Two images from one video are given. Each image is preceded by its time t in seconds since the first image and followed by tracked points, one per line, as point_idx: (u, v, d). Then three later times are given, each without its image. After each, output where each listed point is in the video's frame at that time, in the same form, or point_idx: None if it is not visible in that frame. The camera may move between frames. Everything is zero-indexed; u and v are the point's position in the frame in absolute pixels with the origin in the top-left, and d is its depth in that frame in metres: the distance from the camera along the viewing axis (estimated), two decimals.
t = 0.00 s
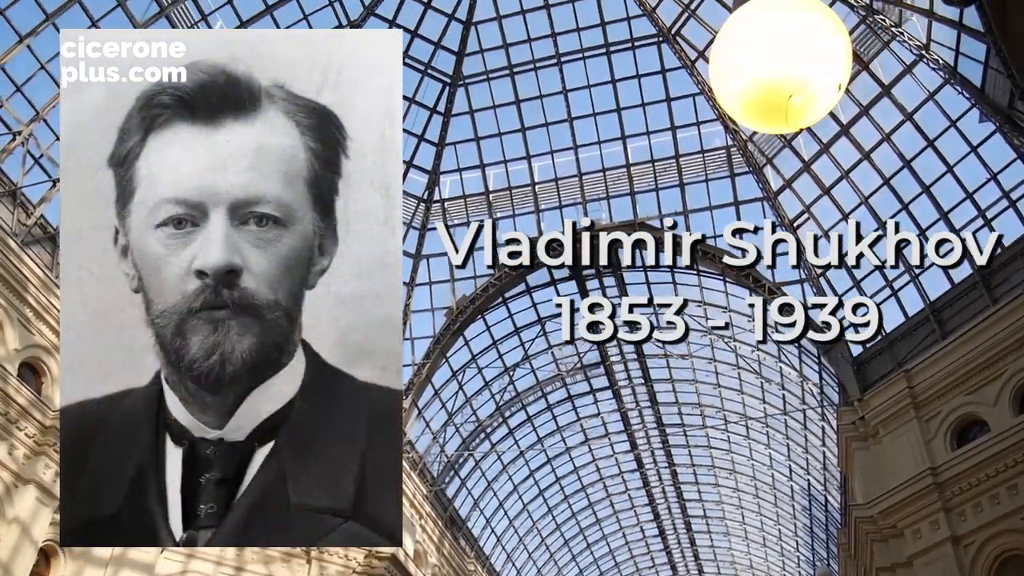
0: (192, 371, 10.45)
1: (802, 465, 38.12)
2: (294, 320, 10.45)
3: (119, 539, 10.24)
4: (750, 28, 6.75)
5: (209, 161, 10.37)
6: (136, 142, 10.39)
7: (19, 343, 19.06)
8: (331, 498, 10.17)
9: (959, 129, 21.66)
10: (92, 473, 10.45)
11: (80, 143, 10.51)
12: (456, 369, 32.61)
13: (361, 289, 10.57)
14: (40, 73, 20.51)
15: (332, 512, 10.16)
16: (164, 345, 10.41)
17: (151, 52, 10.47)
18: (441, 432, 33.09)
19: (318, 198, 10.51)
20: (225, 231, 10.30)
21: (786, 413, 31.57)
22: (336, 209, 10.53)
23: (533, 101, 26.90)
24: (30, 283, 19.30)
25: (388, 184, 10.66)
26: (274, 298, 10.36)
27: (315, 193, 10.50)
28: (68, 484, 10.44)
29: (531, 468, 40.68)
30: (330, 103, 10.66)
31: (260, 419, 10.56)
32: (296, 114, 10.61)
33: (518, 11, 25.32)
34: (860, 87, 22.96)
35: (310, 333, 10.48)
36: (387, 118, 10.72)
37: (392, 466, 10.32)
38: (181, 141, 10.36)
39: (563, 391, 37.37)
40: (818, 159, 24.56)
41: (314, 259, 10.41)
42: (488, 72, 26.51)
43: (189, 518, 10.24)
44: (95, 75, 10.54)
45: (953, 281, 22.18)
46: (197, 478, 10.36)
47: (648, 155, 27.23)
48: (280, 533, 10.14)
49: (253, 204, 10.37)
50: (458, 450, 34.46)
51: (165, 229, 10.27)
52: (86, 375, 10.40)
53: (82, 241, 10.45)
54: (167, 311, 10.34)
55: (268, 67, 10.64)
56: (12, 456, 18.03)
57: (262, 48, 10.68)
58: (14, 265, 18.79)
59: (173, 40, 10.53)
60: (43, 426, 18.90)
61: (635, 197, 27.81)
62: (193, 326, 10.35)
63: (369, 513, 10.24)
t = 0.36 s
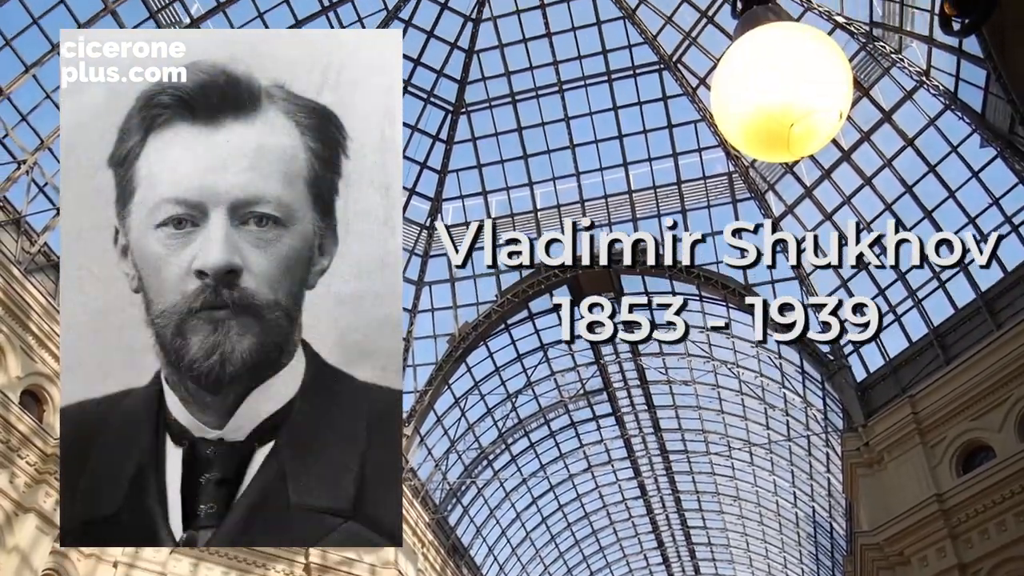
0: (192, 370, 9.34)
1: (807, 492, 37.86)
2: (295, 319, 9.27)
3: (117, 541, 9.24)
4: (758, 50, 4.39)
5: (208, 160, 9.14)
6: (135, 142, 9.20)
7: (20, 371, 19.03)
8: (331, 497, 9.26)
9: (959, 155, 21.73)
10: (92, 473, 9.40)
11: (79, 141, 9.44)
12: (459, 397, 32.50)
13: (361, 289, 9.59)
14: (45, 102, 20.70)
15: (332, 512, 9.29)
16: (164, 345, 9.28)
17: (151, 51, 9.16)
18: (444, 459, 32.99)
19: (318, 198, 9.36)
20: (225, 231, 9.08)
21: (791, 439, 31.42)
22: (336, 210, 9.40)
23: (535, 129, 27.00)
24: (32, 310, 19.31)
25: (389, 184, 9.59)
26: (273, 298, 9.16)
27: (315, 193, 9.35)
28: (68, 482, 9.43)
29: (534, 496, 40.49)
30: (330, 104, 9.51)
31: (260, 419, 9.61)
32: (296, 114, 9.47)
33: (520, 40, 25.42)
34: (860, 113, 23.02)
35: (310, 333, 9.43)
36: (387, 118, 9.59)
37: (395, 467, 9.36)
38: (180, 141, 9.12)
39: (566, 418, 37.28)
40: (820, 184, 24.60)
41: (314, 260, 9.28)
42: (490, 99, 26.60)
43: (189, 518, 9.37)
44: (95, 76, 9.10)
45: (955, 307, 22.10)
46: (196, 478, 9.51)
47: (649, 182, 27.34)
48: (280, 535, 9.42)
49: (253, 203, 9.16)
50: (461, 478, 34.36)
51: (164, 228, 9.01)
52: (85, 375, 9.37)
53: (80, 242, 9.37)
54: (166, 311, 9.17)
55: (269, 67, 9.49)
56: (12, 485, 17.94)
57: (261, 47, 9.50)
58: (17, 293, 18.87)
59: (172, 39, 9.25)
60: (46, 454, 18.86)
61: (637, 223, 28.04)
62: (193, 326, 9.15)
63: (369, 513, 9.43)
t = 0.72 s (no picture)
0: (192, 370, 8.96)
1: (813, 519, 37.60)
2: (295, 319, 8.95)
3: (117, 541, 8.79)
4: (759, 78, 4.21)
5: (208, 161, 8.86)
6: (136, 142, 8.91)
7: (24, 399, 18.98)
8: (331, 497, 8.73)
9: (963, 180, 21.71)
10: (92, 472, 8.93)
11: (80, 142, 9.07)
12: (462, 423, 32.36)
13: (361, 290, 9.16)
14: (51, 132, 20.89)
15: (332, 512, 8.74)
16: (164, 345, 8.95)
17: (151, 51, 8.82)
18: (447, 486, 32.79)
19: (318, 199, 9.06)
20: (225, 231, 8.82)
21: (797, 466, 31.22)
22: (336, 210, 9.08)
23: (538, 155, 26.80)
24: (37, 338, 19.33)
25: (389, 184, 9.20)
26: (274, 298, 8.87)
27: (316, 193, 9.06)
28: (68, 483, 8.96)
29: (538, 523, 40.23)
30: (330, 105, 9.15)
31: (260, 418, 9.03)
32: (296, 115, 9.13)
33: (523, 67, 25.47)
34: (861, 138, 23.09)
35: (310, 333, 9.02)
36: (387, 119, 9.21)
37: (397, 467, 8.85)
38: (181, 141, 8.85)
39: (570, 445, 37.02)
40: (823, 211, 24.68)
41: (314, 260, 8.99)
42: (494, 127, 26.54)
43: (189, 518, 8.88)
44: (95, 76, 8.84)
45: (960, 332, 22.16)
46: (196, 478, 8.92)
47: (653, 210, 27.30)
48: (281, 537, 8.73)
49: (253, 203, 8.90)
50: (465, 506, 34.12)
51: (164, 229, 8.77)
52: (85, 374, 9.00)
53: (81, 242, 8.98)
54: (166, 311, 8.87)
55: (269, 68, 9.15)
56: (13, 513, 17.80)
57: (262, 47, 9.16)
58: (21, 321, 18.93)
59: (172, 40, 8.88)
60: (47, 481, 18.77)
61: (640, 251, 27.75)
62: (193, 326, 8.84)
63: (369, 513, 8.82)
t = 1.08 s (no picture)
0: (192, 370, 8.18)
1: (821, 546, 37.29)
2: (295, 319, 8.15)
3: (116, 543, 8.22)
4: (760, 109, 4.17)
5: (208, 161, 8.01)
6: (136, 142, 8.10)
7: (28, 428, 18.91)
8: (330, 497, 8.23)
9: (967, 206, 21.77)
10: (92, 473, 8.35)
11: (80, 142, 8.36)
12: (467, 450, 32.20)
13: (362, 290, 8.47)
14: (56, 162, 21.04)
15: (331, 512, 8.27)
16: (164, 345, 8.17)
17: (152, 52, 7.96)
18: (452, 514, 32.57)
19: (317, 199, 8.24)
20: (224, 231, 8.00)
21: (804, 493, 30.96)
22: (335, 210, 8.27)
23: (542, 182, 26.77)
24: (41, 367, 19.33)
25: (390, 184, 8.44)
26: (273, 298, 8.05)
27: (315, 194, 8.23)
28: (67, 483, 8.42)
29: (543, 551, 39.89)
30: (330, 106, 8.31)
31: (260, 418, 8.37)
32: (296, 116, 8.29)
33: (527, 95, 25.55)
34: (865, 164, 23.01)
35: (309, 333, 8.32)
36: (389, 118, 8.43)
37: (400, 469, 8.27)
38: (181, 141, 8.00)
39: (575, 472, 36.74)
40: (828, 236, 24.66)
41: (314, 259, 8.19)
42: (498, 154, 26.47)
43: (188, 518, 8.26)
44: (96, 77, 7.93)
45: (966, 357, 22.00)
46: (195, 479, 8.26)
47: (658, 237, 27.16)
48: (280, 538, 8.24)
49: (254, 203, 8.07)
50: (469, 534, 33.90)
51: (164, 229, 7.94)
52: (85, 375, 8.38)
53: (81, 243, 8.25)
54: (167, 311, 8.07)
55: (269, 68, 8.30)
56: (16, 543, 17.72)
57: (262, 47, 8.29)
58: (26, 349, 18.91)
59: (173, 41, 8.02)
60: (49, 510, 18.62)
61: (644, 277, 27.43)
62: (193, 326, 8.04)
63: (369, 514, 8.41)
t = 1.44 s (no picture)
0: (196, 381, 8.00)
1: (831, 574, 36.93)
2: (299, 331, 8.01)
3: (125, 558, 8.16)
4: (761, 138, 4.19)
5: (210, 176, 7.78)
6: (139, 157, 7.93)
7: (32, 458, 18.86)
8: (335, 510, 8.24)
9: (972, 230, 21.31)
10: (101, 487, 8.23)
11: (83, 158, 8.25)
12: (473, 478, 31.99)
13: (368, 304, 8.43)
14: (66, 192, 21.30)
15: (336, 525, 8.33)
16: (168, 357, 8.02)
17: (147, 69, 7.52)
18: (457, 542, 32.35)
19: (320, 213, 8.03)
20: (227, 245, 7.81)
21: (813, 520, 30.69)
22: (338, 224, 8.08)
23: (547, 210, 26.58)
24: (46, 397, 19.33)
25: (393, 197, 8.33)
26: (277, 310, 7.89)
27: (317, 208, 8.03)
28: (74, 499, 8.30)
29: None
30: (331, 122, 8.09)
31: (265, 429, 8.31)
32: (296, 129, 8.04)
33: (531, 123, 25.57)
34: (870, 191, 23.04)
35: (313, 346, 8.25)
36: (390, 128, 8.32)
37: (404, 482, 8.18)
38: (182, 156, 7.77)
39: (582, 500, 36.45)
40: (833, 262, 24.68)
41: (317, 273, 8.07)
42: (503, 181, 26.48)
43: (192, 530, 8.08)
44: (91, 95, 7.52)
45: (975, 382, 21.83)
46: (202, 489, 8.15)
47: (663, 263, 27.15)
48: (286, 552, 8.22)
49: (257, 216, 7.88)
50: (476, 562, 33.91)
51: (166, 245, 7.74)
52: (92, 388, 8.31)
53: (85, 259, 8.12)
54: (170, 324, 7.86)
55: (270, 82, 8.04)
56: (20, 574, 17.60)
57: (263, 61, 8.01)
58: (31, 378, 18.92)
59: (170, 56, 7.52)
60: (53, 540, 18.59)
61: (651, 304, 27.52)
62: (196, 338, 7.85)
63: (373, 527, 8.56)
